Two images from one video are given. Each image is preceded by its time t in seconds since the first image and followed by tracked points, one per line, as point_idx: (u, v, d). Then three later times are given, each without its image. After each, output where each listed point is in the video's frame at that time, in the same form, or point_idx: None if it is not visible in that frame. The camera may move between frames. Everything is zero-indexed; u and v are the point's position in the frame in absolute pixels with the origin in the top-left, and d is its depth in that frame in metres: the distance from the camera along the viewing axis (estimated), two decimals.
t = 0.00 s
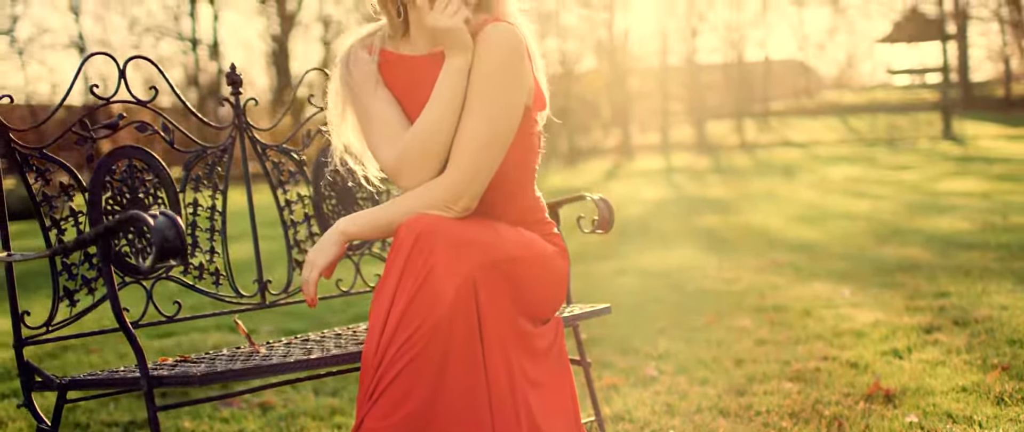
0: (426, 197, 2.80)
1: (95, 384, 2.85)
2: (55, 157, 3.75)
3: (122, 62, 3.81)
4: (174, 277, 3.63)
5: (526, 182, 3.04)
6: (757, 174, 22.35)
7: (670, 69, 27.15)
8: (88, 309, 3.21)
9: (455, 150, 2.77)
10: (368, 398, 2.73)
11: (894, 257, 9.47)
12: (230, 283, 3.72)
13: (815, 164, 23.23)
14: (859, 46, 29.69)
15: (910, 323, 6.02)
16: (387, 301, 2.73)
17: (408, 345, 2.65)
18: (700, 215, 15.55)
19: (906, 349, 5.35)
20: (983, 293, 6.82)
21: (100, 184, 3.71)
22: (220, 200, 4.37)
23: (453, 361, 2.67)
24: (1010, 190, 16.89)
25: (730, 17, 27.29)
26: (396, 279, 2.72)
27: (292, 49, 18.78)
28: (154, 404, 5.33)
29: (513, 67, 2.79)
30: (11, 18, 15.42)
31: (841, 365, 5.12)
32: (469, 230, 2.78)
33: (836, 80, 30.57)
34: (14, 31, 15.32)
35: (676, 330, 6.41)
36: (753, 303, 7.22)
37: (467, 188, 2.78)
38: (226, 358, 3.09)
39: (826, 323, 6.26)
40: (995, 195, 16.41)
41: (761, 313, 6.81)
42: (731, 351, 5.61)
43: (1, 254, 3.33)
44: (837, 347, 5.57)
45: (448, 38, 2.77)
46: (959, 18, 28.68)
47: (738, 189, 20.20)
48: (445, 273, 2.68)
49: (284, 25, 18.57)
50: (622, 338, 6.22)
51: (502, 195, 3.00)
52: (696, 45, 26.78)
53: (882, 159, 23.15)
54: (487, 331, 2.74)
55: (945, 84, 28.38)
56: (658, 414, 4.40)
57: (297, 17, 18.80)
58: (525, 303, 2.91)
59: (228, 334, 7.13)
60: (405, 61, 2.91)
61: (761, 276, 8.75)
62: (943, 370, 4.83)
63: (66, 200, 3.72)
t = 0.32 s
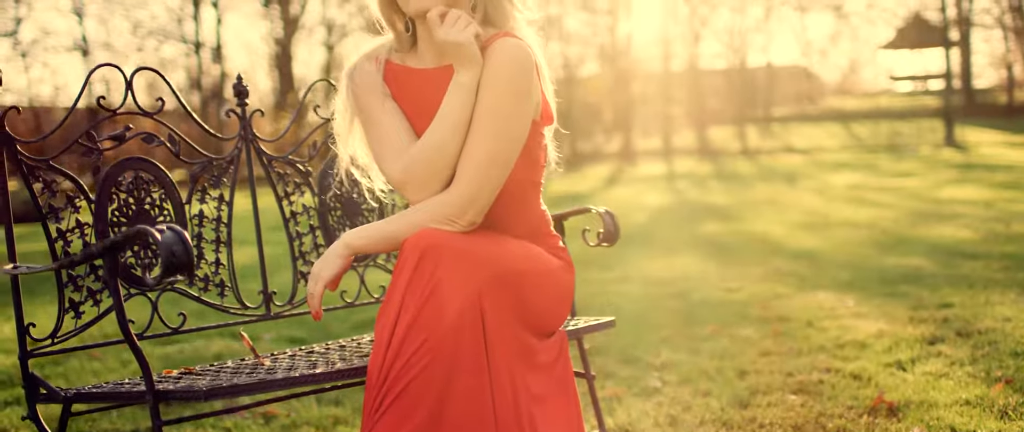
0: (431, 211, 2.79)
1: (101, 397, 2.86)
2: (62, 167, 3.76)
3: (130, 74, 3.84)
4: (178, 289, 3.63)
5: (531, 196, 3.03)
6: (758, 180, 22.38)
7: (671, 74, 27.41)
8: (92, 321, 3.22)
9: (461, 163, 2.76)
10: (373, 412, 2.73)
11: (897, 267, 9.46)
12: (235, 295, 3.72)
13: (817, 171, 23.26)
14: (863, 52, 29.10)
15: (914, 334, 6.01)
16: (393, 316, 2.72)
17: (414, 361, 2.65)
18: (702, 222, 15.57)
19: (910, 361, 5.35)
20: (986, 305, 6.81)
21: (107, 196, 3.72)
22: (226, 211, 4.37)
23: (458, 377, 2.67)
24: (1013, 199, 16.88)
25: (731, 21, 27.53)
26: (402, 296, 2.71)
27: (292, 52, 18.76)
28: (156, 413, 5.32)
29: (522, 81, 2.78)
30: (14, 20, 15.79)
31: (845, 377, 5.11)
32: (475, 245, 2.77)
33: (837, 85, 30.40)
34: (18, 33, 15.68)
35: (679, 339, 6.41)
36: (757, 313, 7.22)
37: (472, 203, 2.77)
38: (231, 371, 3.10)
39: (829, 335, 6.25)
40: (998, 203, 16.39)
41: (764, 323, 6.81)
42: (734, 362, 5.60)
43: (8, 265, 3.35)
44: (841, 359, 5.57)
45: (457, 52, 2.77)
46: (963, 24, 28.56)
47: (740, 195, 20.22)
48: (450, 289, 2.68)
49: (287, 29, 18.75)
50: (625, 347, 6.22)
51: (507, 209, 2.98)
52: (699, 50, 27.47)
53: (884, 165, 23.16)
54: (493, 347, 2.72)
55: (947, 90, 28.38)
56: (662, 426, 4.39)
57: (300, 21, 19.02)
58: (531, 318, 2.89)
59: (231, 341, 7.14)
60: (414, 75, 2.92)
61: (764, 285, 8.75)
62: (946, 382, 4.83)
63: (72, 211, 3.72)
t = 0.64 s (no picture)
0: (432, 227, 2.78)
1: (100, 413, 2.87)
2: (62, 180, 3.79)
3: (131, 86, 3.83)
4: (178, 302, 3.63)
5: (531, 214, 3.02)
6: (755, 189, 22.44)
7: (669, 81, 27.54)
8: (92, 334, 3.23)
9: (463, 179, 2.76)
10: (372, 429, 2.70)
11: (894, 279, 9.47)
12: (235, 307, 3.72)
13: (816, 180, 23.30)
14: (861, 61, 28.91)
15: (912, 348, 6.02)
16: (394, 332, 2.71)
17: (415, 377, 2.63)
18: (700, 232, 15.58)
19: (908, 376, 5.35)
20: (984, 318, 6.83)
21: (107, 208, 3.74)
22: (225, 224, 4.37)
23: (458, 393, 2.65)
24: (1010, 210, 16.91)
25: (730, 30, 27.40)
26: (402, 312, 2.69)
27: (292, 58, 18.99)
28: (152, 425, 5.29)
29: (525, 99, 2.80)
30: (12, 23, 15.52)
31: (843, 391, 5.11)
32: (476, 261, 2.76)
33: (837, 92, 30.15)
34: (16, 36, 15.44)
35: (678, 352, 6.41)
36: (755, 325, 7.22)
37: (474, 219, 2.76)
38: (230, 386, 3.10)
39: (827, 348, 6.25)
40: (995, 214, 16.42)
41: (762, 335, 6.81)
42: (732, 376, 5.60)
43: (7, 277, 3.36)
44: (839, 372, 5.57)
45: (462, 69, 2.78)
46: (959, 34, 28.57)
47: (738, 204, 20.26)
48: (451, 305, 2.66)
49: (285, 33, 18.88)
50: (623, 360, 6.21)
51: (508, 227, 2.97)
52: (698, 58, 27.44)
53: (882, 175, 23.20)
54: (494, 364, 2.71)
55: (944, 99, 28.34)
56: None
57: (298, 26, 19.17)
58: (531, 335, 2.88)
59: (228, 350, 7.12)
60: (417, 90, 2.92)
61: (762, 297, 8.74)
62: (944, 397, 4.83)
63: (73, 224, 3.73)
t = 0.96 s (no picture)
0: (437, 240, 2.77)
1: (101, 424, 2.87)
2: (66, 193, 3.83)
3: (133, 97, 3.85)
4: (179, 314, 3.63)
5: (535, 227, 3.01)
6: (755, 195, 22.46)
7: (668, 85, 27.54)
8: (94, 348, 3.24)
9: (467, 193, 2.76)
10: None
11: (893, 287, 9.48)
12: (236, 319, 3.72)
13: (814, 186, 23.31)
14: (862, 68, 28.44)
15: (914, 358, 6.02)
16: (398, 345, 2.69)
17: (419, 391, 2.63)
18: (699, 238, 15.57)
19: (909, 387, 5.35)
20: (984, 328, 6.83)
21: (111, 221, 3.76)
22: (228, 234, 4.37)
23: (460, 408, 2.64)
24: (1009, 218, 16.91)
25: (731, 35, 27.70)
26: (406, 324, 2.68)
27: (291, 61, 18.78)
28: None
29: (531, 115, 2.80)
30: (13, 26, 15.50)
31: (844, 402, 5.11)
32: (479, 275, 2.75)
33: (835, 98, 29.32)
34: (16, 39, 15.49)
35: (679, 361, 6.40)
36: (755, 334, 7.22)
37: (477, 233, 2.75)
38: (232, 399, 3.10)
39: (828, 358, 6.24)
40: (995, 222, 16.43)
41: (762, 345, 6.81)
42: (733, 386, 5.60)
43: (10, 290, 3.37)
44: (840, 383, 5.56)
45: (469, 83, 2.77)
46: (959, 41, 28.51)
47: (738, 210, 20.20)
48: (454, 319, 2.65)
49: (285, 38, 18.51)
50: (624, 368, 6.21)
51: (512, 239, 2.97)
52: (696, 64, 27.61)
53: (882, 181, 23.21)
54: (497, 380, 2.70)
55: (943, 106, 28.28)
56: None
57: (298, 30, 18.94)
58: (534, 349, 2.86)
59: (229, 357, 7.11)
60: (423, 102, 2.93)
61: (762, 305, 8.74)
62: (945, 409, 4.83)
63: (76, 235, 3.75)
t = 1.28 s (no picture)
0: (443, 250, 2.76)
1: None
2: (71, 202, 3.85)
3: (139, 107, 3.88)
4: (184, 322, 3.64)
5: (540, 238, 3.01)
6: (757, 198, 22.47)
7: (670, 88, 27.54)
8: (98, 357, 3.26)
9: (475, 202, 2.75)
10: None
11: (895, 293, 9.47)
12: (241, 328, 3.73)
13: (815, 190, 23.29)
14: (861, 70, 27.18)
15: (917, 366, 6.02)
16: (404, 355, 2.69)
17: (425, 401, 2.62)
18: (701, 242, 15.55)
19: (912, 395, 5.35)
20: (987, 335, 6.83)
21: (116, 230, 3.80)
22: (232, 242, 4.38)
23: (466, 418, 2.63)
24: (1011, 222, 16.90)
25: (732, 38, 27.84)
26: (412, 333, 2.67)
27: (292, 63, 18.65)
28: None
29: (539, 126, 2.80)
30: (14, 26, 15.42)
31: (847, 410, 5.11)
32: (486, 285, 2.75)
33: (836, 102, 28.97)
34: (18, 40, 15.38)
35: (681, 368, 6.41)
36: (758, 340, 7.22)
37: (484, 243, 2.74)
38: (237, 409, 3.12)
39: (831, 365, 6.24)
40: (997, 226, 16.42)
41: (764, 351, 6.81)
42: (735, 393, 5.60)
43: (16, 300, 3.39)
44: (843, 391, 5.57)
45: (478, 94, 2.77)
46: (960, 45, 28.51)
47: (740, 214, 20.16)
48: (461, 330, 2.64)
49: (286, 39, 18.52)
50: (627, 375, 6.21)
51: (518, 250, 2.97)
52: (698, 67, 28.17)
53: (883, 185, 23.20)
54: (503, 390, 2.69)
55: (944, 109, 28.19)
56: None
57: (300, 31, 18.88)
58: (540, 360, 2.86)
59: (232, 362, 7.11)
60: (431, 112, 2.92)
61: (765, 311, 8.74)
62: (948, 417, 4.83)
63: (81, 244, 3.77)
